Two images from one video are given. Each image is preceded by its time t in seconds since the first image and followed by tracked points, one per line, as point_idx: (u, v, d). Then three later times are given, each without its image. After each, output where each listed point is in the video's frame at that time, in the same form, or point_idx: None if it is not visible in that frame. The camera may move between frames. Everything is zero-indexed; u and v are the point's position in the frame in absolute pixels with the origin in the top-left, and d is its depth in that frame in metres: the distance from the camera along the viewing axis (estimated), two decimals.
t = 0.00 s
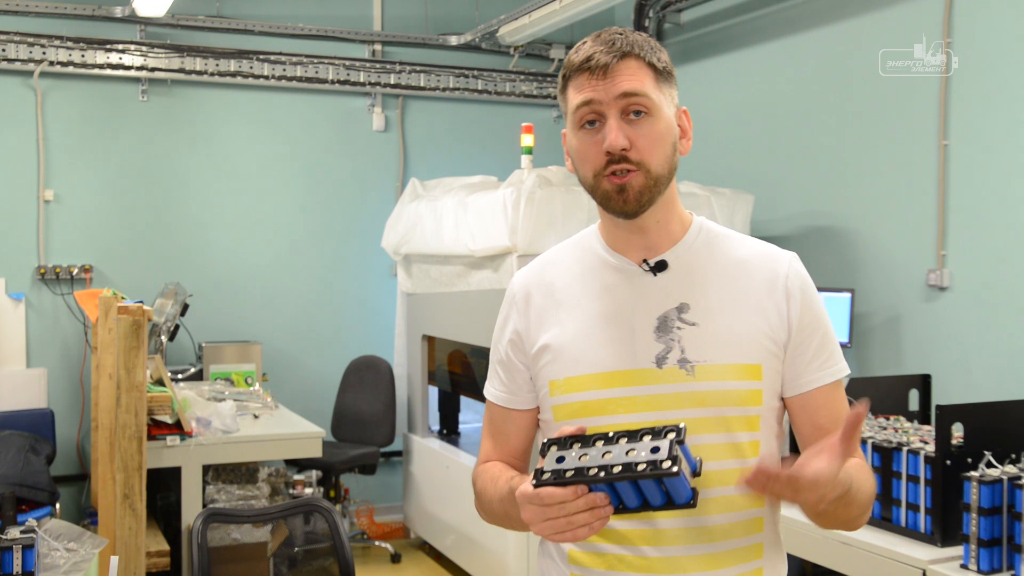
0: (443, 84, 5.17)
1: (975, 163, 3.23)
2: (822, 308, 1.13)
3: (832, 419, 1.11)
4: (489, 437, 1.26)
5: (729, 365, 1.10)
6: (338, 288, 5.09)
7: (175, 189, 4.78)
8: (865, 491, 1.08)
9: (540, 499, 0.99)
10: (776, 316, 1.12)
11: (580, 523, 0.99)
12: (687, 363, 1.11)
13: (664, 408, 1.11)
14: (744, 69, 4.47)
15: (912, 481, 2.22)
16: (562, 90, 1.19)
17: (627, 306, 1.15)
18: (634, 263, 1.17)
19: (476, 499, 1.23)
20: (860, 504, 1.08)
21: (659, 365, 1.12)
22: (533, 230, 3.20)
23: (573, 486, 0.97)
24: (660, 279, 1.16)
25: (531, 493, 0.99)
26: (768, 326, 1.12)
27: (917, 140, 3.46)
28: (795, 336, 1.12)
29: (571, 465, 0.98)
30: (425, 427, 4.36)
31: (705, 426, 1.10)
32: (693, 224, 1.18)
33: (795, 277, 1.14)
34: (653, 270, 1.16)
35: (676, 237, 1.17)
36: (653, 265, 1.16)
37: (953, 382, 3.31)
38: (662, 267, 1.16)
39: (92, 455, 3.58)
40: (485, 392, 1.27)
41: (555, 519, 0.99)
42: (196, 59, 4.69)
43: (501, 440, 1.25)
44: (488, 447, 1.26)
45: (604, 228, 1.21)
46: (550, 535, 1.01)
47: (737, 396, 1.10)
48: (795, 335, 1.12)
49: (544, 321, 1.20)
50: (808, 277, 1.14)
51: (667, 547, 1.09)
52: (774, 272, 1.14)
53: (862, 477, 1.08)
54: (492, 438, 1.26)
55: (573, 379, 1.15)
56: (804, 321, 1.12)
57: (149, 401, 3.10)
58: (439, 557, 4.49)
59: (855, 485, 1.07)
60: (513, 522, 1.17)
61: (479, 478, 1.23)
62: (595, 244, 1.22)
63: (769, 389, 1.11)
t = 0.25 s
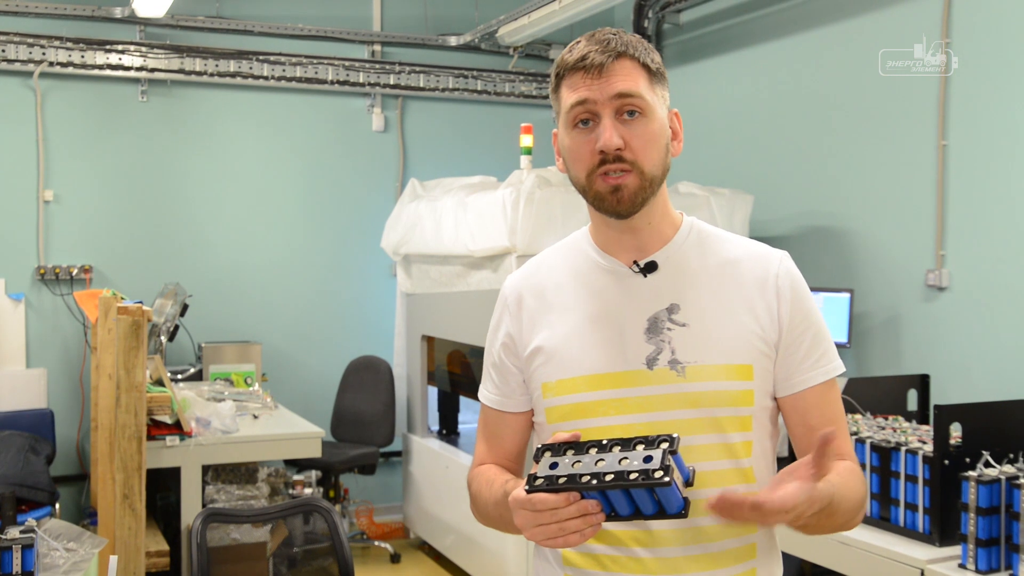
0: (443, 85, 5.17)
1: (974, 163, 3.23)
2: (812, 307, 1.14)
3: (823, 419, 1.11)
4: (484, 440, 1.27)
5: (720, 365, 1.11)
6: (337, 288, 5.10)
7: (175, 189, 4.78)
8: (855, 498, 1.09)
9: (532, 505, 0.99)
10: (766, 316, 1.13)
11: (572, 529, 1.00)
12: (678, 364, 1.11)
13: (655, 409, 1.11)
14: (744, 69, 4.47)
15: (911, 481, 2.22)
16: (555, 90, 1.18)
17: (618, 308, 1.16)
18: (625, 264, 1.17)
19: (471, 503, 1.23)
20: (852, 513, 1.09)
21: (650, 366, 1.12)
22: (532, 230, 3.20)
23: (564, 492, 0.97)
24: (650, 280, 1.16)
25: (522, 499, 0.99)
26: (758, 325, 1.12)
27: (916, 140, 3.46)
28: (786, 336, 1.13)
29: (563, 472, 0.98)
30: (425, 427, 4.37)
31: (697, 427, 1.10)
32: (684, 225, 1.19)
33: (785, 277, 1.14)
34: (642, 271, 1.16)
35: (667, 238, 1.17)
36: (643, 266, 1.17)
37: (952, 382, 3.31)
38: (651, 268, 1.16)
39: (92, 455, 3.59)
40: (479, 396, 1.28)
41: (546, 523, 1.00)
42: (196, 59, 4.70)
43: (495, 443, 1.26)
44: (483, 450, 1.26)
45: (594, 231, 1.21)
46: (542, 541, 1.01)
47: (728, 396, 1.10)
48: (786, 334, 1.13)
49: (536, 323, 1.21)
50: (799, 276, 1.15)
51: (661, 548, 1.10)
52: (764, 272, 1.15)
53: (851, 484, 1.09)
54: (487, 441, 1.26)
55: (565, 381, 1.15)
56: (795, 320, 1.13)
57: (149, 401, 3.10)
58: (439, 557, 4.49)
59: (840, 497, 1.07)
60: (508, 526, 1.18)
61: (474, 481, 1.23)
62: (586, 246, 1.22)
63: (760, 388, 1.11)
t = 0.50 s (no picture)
0: (443, 84, 5.17)
1: (974, 163, 3.23)
2: (812, 309, 1.15)
3: (818, 423, 1.12)
4: (479, 438, 1.26)
5: (721, 367, 1.11)
6: (337, 287, 5.10)
7: (175, 189, 4.78)
8: (831, 500, 1.09)
9: (552, 502, 0.98)
10: (767, 317, 1.13)
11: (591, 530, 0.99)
12: (680, 365, 1.11)
13: (657, 410, 1.11)
14: (743, 69, 4.47)
15: (910, 480, 2.22)
16: (559, 87, 1.18)
17: (620, 307, 1.15)
18: (627, 265, 1.17)
19: (468, 502, 1.22)
20: (829, 513, 1.10)
21: (652, 367, 1.12)
22: (532, 229, 3.20)
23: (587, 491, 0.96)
24: (652, 281, 1.16)
25: (543, 496, 0.98)
26: (759, 328, 1.13)
27: (915, 140, 3.46)
28: (786, 339, 1.13)
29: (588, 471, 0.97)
30: (425, 427, 4.37)
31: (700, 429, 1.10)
32: (685, 226, 1.19)
33: (786, 280, 1.15)
34: (645, 272, 1.16)
35: (668, 240, 1.17)
36: (645, 267, 1.16)
37: (951, 381, 3.32)
38: (653, 269, 1.16)
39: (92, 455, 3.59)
40: (474, 393, 1.27)
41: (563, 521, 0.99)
42: (196, 59, 4.70)
43: (491, 441, 1.25)
44: (478, 448, 1.25)
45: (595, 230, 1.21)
46: (557, 538, 1.01)
47: (731, 398, 1.10)
48: (786, 337, 1.13)
49: (536, 322, 1.20)
50: (798, 279, 1.16)
51: (660, 549, 1.09)
52: (765, 274, 1.15)
53: (826, 486, 1.09)
54: (482, 439, 1.26)
55: (565, 380, 1.15)
56: (796, 323, 1.14)
57: (149, 401, 3.11)
58: (439, 557, 4.50)
59: (804, 499, 1.08)
60: (507, 525, 1.17)
61: (470, 480, 1.22)
62: (585, 245, 1.21)
63: (761, 391, 1.12)
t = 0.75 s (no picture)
0: (442, 85, 5.17)
1: (973, 163, 3.23)
2: (818, 312, 1.16)
3: (821, 422, 1.15)
4: (475, 434, 1.22)
5: (733, 367, 1.11)
6: (337, 288, 5.10)
7: (175, 189, 4.79)
8: (838, 494, 1.11)
9: (583, 505, 0.97)
10: (777, 318, 1.14)
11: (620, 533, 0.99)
12: (693, 365, 1.11)
13: (668, 409, 1.11)
14: (743, 69, 4.47)
15: (908, 479, 2.23)
16: (576, 83, 1.16)
17: (631, 305, 1.14)
18: (638, 263, 1.16)
19: (467, 499, 1.19)
20: (837, 507, 1.12)
21: (665, 367, 1.11)
22: (532, 230, 3.21)
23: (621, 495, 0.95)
24: (664, 280, 1.15)
25: (574, 498, 0.97)
26: (769, 329, 1.13)
27: (915, 140, 3.46)
28: (794, 341, 1.14)
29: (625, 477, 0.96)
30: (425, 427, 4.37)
31: (709, 429, 1.10)
32: (695, 227, 1.18)
33: (795, 282, 1.16)
34: (657, 270, 1.15)
35: (679, 239, 1.16)
36: (657, 265, 1.15)
37: (950, 381, 3.32)
38: (665, 267, 1.15)
39: (92, 455, 3.59)
40: (471, 389, 1.22)
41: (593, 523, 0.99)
42: (195, 59, 4.70)
43: (489, 437, 1.21)
44: (476, 444, 1.22)
45: (605, 227, 1.19)
46: (583, 538, 1.00)
47: (741, 399, 1.11)
48: (794, 338, 1.14)
49: (543, 318, 1.17)
50: (806, 281, 1.17)
51: (668, 549, 1.09)
52: (775, 276, 1.16)
53: (833, 481, 1.11)
54: (478, 435, 1.22)
55: (576, 379, 1.12)
56: (804, 324, 1.15)
57: (149, 401, 3.11)
58: (438, 557, 4.50)
59: (816, 494, 1.09)
60: (510, 522, 1.15)
61: (470, 478, 1.19)
62: (595, 242, 1.20)
63: (770, 392, 1.12)
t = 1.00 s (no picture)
0: (442, 85, 5.17)
1: (973, 163, 3.24)
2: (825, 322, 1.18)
3: (824, 429, 1.17)
4: (480, 431, 1.20)
5: (748, 372, 1.12)
6: (337, 288, 5.11)
7: (176, 190, 4.79)
8: (842, 501, 1.13)
9: (606, 509, 0.96)
10: (789, 326, 1.15)
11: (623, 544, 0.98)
12: (708, 369, 1.11)
13: (682, 412, 1.10)
14: (743, 69, 4.47)
15: (907, 479, 2.23)
16: (597, 82, 1.15)
17: (647, 307, 1.13)
18: (654, 264, 1.15)
19: (472, 496, 1.17)
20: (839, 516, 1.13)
21: (680, 370, 1.10)
22: (532, 230, 3.21)
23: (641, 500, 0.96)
24: (680, 283, 1.15)
25: (599, 502, 0.96)
26: (782, 335, 1.14)
27: (914, 140, 3.47)
28: (803, 348, 1.16)
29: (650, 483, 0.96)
30: (425, 427, 4.37)
31: (722, 433, 1.10)
32: (708, 232, 1.18)
33: (807, 291, 1.17)
34: (674, 273, 1.15)
35: (694, 244, 1.16)
36: (674, 268, 1.15)
37: (950, 381, 3.32)
38: (682, 270, 1.15)
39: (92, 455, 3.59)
40: (478, 384, 1.20)
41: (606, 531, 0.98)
42: (196, 60, 4.69)
43: (494, 434, 1.20)
44: (480, 441, 1.20)
45: (621, 228, 1.18)
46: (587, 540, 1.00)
47: (754, 403, 1.11)
48: (803, 345, 1.16)
49: (557, 317, 1.15)
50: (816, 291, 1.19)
51: (682, 550, 1.08)
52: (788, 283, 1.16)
53: (838, 488, 1.13)
54: (484, 431, 1.20)
55: (591, 379, 1.11)
56: (813, 333, 1.16)
57: (149, 401, 3.11)
58: (438, 557, 4.50)
59: (825, 504, 1.10)
60: (512, 519, 1.13)
61: (473, 473, 1.17)
62: (609, 242, 1.19)
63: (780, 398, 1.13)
